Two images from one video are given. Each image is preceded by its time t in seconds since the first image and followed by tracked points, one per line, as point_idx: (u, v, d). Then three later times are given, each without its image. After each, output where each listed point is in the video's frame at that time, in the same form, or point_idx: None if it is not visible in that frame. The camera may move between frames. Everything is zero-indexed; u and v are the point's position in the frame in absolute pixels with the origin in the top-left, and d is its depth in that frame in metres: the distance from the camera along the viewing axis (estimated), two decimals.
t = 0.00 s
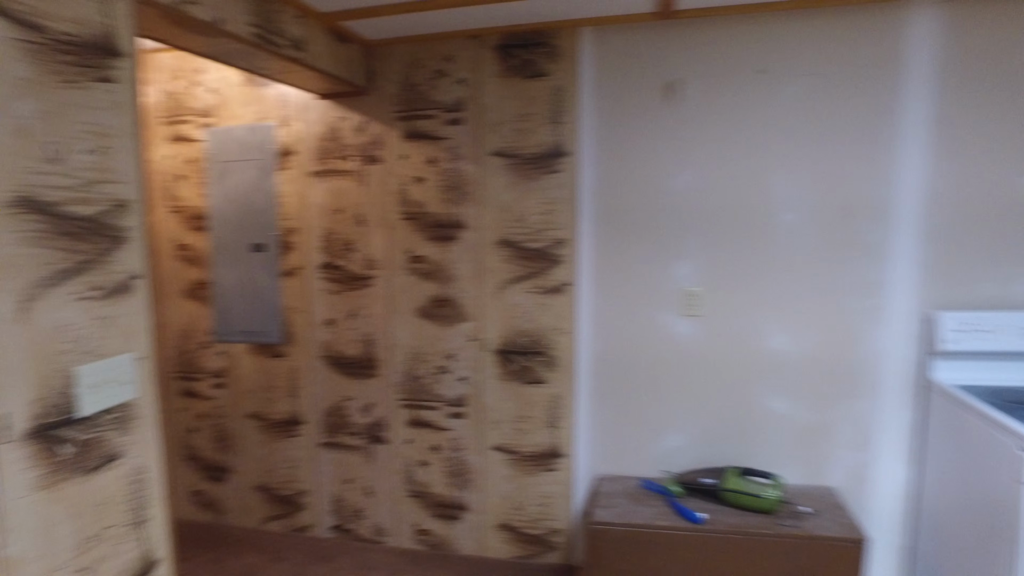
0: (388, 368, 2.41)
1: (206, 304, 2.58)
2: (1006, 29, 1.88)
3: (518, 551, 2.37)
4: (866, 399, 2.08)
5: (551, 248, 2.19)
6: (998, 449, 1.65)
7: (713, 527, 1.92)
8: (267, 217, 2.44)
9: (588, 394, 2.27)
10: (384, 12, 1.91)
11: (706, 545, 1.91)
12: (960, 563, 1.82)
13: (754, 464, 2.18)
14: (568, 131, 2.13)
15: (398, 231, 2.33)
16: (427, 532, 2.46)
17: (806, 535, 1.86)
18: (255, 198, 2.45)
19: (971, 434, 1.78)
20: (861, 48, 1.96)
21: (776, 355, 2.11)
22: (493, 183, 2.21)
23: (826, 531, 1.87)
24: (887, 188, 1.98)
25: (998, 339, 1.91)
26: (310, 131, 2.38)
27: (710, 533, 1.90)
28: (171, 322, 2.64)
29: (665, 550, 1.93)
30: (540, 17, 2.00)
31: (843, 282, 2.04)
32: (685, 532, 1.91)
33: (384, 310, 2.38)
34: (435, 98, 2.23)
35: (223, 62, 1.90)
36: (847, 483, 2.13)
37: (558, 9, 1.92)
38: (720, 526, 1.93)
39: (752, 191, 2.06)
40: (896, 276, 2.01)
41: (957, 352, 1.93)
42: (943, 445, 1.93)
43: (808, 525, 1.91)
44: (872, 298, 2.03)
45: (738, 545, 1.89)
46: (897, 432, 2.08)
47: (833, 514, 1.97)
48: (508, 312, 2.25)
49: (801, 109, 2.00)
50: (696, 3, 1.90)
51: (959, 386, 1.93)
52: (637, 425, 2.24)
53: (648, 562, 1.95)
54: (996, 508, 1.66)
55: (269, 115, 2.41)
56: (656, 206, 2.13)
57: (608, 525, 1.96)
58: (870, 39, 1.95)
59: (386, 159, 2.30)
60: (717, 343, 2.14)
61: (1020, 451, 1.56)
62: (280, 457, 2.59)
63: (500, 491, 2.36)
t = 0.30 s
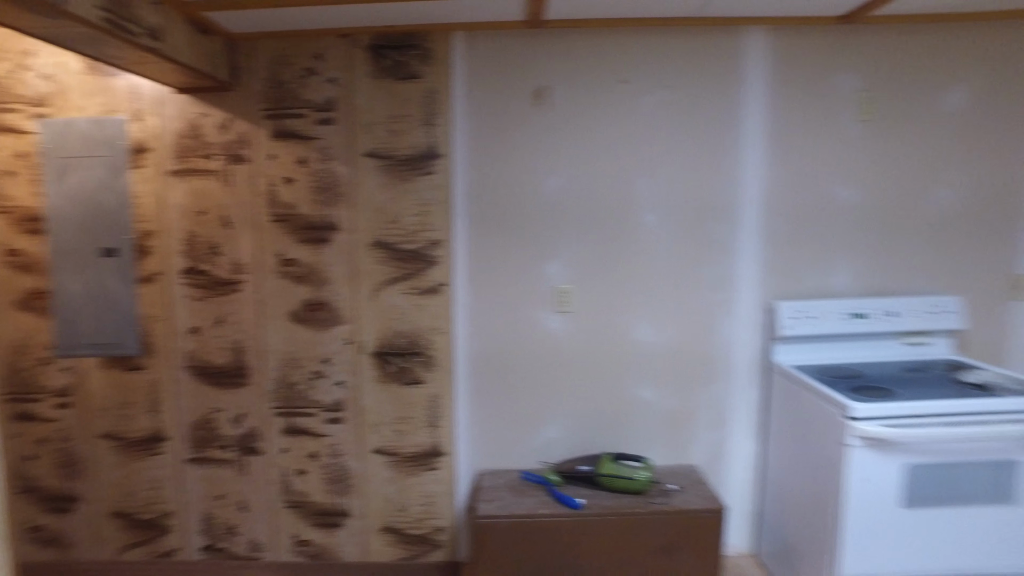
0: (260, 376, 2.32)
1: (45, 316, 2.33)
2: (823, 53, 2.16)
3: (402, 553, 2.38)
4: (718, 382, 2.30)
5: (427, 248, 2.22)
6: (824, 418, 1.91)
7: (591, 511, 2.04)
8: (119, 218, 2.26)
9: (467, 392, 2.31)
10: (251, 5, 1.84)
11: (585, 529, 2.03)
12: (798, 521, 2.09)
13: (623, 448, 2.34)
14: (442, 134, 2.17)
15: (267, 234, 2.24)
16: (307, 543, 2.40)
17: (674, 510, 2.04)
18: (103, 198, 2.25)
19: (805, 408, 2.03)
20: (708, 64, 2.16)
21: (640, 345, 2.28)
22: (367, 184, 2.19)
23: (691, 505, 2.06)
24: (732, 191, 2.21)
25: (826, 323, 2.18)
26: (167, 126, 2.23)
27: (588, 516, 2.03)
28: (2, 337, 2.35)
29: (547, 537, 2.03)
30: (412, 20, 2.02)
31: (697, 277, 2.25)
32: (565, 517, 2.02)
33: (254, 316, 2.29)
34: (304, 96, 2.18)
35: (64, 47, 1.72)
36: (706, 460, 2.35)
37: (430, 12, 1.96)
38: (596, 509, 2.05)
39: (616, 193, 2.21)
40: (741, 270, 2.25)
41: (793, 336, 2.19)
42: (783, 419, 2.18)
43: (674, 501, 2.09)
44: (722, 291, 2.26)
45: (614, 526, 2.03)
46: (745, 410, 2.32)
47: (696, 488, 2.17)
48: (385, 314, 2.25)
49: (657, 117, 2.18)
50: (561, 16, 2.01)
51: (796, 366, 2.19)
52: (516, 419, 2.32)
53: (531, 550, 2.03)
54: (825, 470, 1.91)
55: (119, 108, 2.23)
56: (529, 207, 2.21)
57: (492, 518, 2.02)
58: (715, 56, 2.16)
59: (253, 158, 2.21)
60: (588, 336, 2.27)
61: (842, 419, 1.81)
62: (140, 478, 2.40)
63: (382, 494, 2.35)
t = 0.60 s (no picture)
0: (99, 389, 2.13)
1: None
2: (655, 71, 2.44)
3: (265, 563, 2.32)
4: (571, 369, 2.51)
5: (285, 249, 2.19)
6: (665, 394, 2.16)
7: (458, 498, 2.13)
8: None
9: (330, 393, 2.30)
10: None
11: (453, 516, 2.12)
12: (645, 488, 2.34)
13: (486, 437, 2.46)
14: (300, 132, 2.15)
15: (106, 235, 2.07)
16: (158, 566, 2.25)
17: (534, 491, 2.19)
18: None
19: (648, 386, 2.28)
20: (556, 75, 2.35)
21: (499, 338, 2.42)
22: (221, 182, 2.12)
23: (549, 484, 2.24)
24: (578, 193, 2.42)
25: (661, 311, 2.47)
26: None
27: (457, 503, 2.12)
28: None
29: (418, 527, 2.09)
30: (269, 15, 1.99)
31: (549, 272, 2.43)
32: (435, 506, 2.10)
33: (93, 323, 2.10)
34: (148, 87, 2.05)
35: None
36: (561, 441, 2.54)
37: (288, 10, 1.94)
38: (463, 496, 2.15)
39: (474, 194, 2.33)
40: (588, 266, 2.47)
41: (635, 324, 2.45)
42: (629, 399, 2.43)
43: (535, 481, 2.25)
44: (571, 284, 2.46)
45: (480, 510, 2.14)
46: (595, 393, 2.55)
47: (555, 469, 2.35)
48: (242, 316, 2.19)
49: (511, 123, 2.33)
50: (423, 20, 2.06)
51: (639, 350, 2.44)
52: (381, 416, 2.36)
53: (402, 541, 2.09)
54: (667, 440, 2.16)
55: None
56: (390, 208, 2.26)
57: (362, 515, 2.04)
58: (563, 68, 2.35)
59: (86, 152, 2.03)
60: (449, 331, 2.37)
61: (680, 393, 2.06)
62: None
63: (243, 504, 2.28)
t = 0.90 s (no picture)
0: None
1: None
2: (500, 82, 2.61)
3: None
4: (428, 364, 2.61)
5: (122, 253, 2.06)
6: (516, 383, 2.31)
7: (322, 498, 2.14)
8: None
9: (176, 403, 2.20)
10: None
11: (317, 516, 2.13)
12: (502, 473, 2.49)
13: (345, 436, 2.49)
14: (135, 129, 2.04)
15: None
16: None
17: (398, 484, 2.26)
18: None
19: (499, 376, 2.43)
20: (406, 81, 2.43)
21: (356, 338, 2.46)
22: (42, 180, 1.94)
23: (412, 476, 2.31)
24: (430, 196, 2.53)
25: (509, 306, 2.63)
26: None
27: (321, 503, 2.13)
28: None
29: (280, 530, 2.08)
30: (98, 2, 1.86)
31: (404, 272, 2.51)
32: (298, 508, 2.09)
33: None
34: None
35: None
36: (420, 436, 2.63)
37: None
38: (326, 495, 2.16)
39: (326, 196, 2.34)
40: (441, 265, 2.58)
41: (486, 319, 2.59)
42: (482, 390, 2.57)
43: (398, 475, 2.32)
44: (424, 283, 2.56)
45: (344, 507, 2.17)
46: (451, 387, 2.67)
47: (415, 462, 2.43)
48: (72, 326, 2.02)
49: (362, 126, 2.38)
50: (269, 19, 2.05)
51: (490, 344, 2.59)
52: (234, 423, 2.30)
53: (263, 547, 2.06)
54: (520, 426, 2.32)
55: None
56: (238, 210, 2.21)
57: (220, 524, 1.99)
58: (412, 74, 2.44)
59: None
60: (304, 333, 2.36)
61: (530, 381, 2.22)
62: None
63: (78, 531, 2.10)
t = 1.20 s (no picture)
0: None
1: None
2: (402, 82, 2.66)
3: None
4: (334, 363, 2.62)
5: None
6: (423, 378, 2.36)
7: (228, 500, 2.11)
8: None
9: (63, 411, 2.09)
10: None
11: (224, 519, 2.09)
12: (412, 468, 2.53)
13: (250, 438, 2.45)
14: (11, 120, 1.91)
15: None
16: None
17: (308, 482, 2.25)
18: None
19: (406, 372, 2.47)
20: (306, 79, 2.43)
21: (259, 338, 2.43)
22: None
23: (322, 474, 2.31)
24: (333, 194, 2.54)
25: (415, 302, 2.68)
26: None
27: (228, 505, 2.09)
28: None
29: (184, 536, 2.02)
30: None
31: (308, 271, 2.51)
32: (203, 513, 2.05)
33: None
34: None
35: None
36: (329, 434, 2.65)
37: None
38: (233, 497, 2.13)
39: (225, 193, 2.30)
40: (346, 263, 2.60)
41: (392, 316, 2.63)
42: (389, 386, 2.61)
43: (308, 474, 2.31)
44: (329, 281, 2.57)
45: (253, 508, 2.14)
46: (358, 385, 2.70)
47: (324, 460, 2.43)
48: None
49: (261, 124, 2.36)
50: (159, 10, 1.99)
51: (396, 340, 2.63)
52: (129, 430, 2.21)
53: (167, 554, 2.00)
54: (429, 420, 2.37)
55: None
56: (130, 208, 2.13)
57: (119, 534, 1.91)
58: (312, 72, 2.44)
59: None
60: (204, 334, 2.30)
61: (437, 375, 2.28)
62: None
63: None
